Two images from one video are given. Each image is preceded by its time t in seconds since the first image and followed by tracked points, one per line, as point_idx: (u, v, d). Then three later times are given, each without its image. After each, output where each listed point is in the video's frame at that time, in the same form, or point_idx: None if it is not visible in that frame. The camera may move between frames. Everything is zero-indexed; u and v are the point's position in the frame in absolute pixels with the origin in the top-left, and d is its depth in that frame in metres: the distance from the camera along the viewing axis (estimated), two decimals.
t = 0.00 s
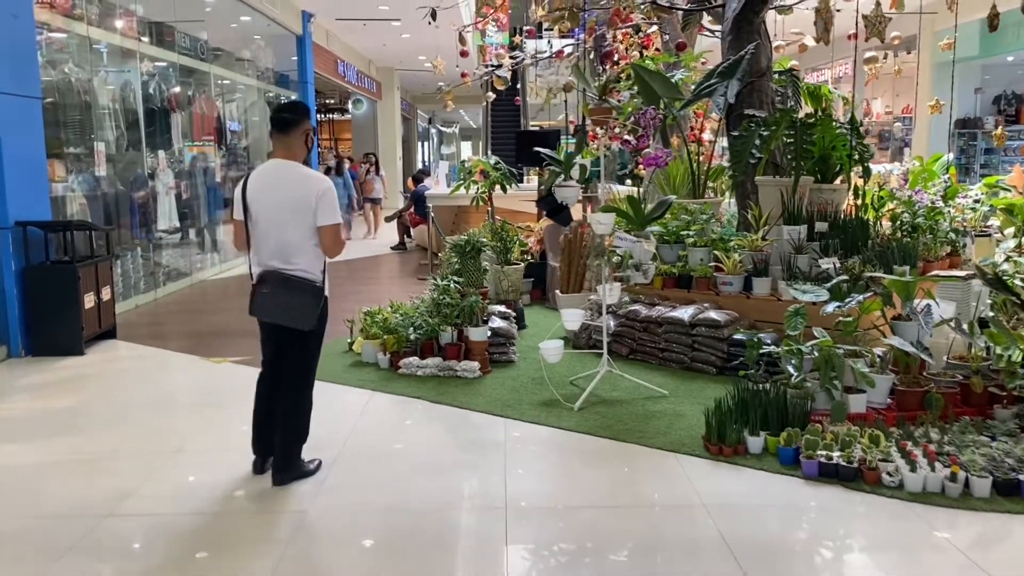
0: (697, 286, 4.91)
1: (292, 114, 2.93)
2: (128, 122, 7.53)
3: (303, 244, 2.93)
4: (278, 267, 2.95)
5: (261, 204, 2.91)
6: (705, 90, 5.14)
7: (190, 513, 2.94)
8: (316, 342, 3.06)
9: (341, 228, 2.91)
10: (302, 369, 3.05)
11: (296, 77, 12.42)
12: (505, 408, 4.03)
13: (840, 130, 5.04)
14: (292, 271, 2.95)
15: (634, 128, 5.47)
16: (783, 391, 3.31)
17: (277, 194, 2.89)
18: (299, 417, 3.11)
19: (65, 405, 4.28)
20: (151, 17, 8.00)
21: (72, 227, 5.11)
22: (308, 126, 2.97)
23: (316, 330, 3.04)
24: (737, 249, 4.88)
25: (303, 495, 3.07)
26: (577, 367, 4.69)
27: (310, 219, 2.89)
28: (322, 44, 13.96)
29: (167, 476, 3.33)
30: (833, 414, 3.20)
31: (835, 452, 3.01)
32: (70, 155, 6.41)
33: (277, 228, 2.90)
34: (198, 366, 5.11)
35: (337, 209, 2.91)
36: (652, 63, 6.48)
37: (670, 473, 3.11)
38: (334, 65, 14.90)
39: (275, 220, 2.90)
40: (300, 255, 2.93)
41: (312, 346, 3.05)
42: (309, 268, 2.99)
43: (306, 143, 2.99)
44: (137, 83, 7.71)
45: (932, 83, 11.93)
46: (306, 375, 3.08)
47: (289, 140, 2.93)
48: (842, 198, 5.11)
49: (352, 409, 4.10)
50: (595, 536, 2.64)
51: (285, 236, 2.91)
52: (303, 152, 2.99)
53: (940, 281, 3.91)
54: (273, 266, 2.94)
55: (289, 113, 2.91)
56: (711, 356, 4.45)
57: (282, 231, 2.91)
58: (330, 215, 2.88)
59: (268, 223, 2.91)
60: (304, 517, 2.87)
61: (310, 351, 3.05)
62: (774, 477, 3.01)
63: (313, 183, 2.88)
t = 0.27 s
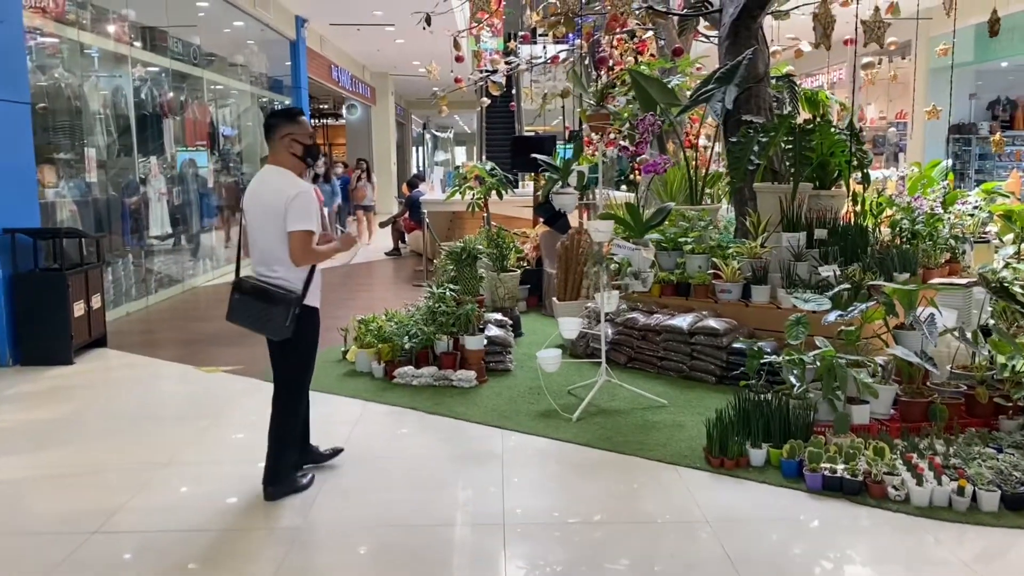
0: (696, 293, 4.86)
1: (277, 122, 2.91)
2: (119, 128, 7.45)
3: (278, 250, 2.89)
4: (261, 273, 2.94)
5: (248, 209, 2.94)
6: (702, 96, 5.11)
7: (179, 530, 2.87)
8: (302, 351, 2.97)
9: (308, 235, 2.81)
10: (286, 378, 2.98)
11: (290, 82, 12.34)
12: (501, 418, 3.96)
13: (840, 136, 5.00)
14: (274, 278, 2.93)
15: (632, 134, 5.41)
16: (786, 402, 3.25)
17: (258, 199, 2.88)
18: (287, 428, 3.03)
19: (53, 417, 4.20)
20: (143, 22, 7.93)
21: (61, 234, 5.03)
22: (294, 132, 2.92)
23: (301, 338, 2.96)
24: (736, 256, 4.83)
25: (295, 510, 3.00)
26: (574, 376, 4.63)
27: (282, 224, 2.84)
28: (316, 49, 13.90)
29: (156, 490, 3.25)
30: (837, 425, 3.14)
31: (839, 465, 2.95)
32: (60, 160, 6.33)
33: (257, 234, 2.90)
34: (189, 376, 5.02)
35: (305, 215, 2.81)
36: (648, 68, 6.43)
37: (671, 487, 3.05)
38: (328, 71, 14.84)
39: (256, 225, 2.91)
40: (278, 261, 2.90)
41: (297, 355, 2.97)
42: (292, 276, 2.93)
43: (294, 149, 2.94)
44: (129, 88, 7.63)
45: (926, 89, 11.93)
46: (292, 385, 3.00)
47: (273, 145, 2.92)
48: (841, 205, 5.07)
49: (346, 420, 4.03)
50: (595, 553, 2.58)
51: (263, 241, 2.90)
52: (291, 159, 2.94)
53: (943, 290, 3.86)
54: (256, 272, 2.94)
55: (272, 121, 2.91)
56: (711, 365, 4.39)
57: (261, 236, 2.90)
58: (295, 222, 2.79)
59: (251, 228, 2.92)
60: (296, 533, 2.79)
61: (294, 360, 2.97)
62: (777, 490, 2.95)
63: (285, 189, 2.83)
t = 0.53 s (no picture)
0: (690, 299, 4.81)
1: (263, 127, 2.88)
2: (107, 132, 7.37)
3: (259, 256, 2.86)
4: (253, 278, 2.94)
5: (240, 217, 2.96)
6: (696, 100, 5.08)
7: (165, 543, 2.80)
8: (288, 357, 2.91)
9: (276, 239, 2.73)
10: (271, 384, 2.92)
11: (280, 87, 12.25)
12: (495, 426, 3.91)
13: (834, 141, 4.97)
14: (262, 284, 2.92)
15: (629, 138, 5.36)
16: (783, 409, 3.21)
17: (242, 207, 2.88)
18: (274, 436, 2.95)
19: (39, 426, 4.12)
20: (132, 26, 7.85)
21: (48, 240, 4.95)
22: (278, 136, 2.88)
23: (287, 344, 2.90)
24: (731, 262, 4.80)
25: (285, 521, 2.93)
26: (569, 383, 4.58)
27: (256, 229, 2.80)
28: (307, 54, 13.84)
29: (143, 501, 3.18)
30: (834, 432, 3.10)
31: (837, 473, 2.91)
32: (47, 166, 6.25)
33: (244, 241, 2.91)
34: (178, 383, 4.95)
35: (275, 219, 2.74)
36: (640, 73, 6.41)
37: (668, 496, 3.00)
38: (318, 75, 14.78)
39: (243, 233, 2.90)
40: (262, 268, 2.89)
41: (283, 361, 2.91)
42: (277, 281, 2.90)
43: (279, 155, 2.91)
44: (117, 93, 7.55)
45: (917, 94, 11.97)
46: (279, 391, 2.93)
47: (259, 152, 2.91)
48: (835, 210, 5.04)
49: (337, 429, 3.96)
50: (592, 565, 2.52)
51: (247, 248, 2.89)
52: (278, 164, 2.90)
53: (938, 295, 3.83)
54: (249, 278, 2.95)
55: (257, 127, 2.89)
56: (706, 371, 4.35)
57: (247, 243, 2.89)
58: (264, 226, 2.74)
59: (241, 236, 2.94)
60: (286, 546, 2.73)
61: (280, 366, 2.91)
62: (775, 500, 2.90)
63: (259, 193, 2.79)
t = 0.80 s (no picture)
0: (684, 305, 4.81)
1: (262, 131, 2.87)
2: (97, 137, 7.31)
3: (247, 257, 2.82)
4: (249, 283, 2.93)
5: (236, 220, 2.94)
6: (689, 105, 5.07)
7: (154, 553, 2.75)
8: (276, 362, 2.86)
9: (262, 237, 2.69)
10: (259, 389, 2.88)
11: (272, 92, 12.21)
12: (489, 434, 3.87)
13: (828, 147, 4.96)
14: (255, 289, 2.91)
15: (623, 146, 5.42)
16: (779, 416, 3.19)
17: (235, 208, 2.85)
18: (263, 444, 2.90)
19: (26, 434, 4.06)
20: (122, 31, 7.80)
21: (36, 246, 4.90)
22: (275, 140, 2.87)
23: (274, 348, 2.85)
24: (724, 267, 4.79)
25: (276, 530, 2.89)
26: (563, 389, 4.56)
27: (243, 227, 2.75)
28: (298, 59, 13.80)
29: (132, 510, 3.13)
30: (830, 439, 3.09)
31: (834, 480, 2.88)
32: (35, 171, 6.19)
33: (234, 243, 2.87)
34: (168, 390, 4.90)
35: (261, 217, 2.70)
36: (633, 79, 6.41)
37: (664, 503, 2.98)
38: (310, 81, 14.74)
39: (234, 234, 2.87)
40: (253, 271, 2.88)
41: (271, 366, 2.86)
42: (266, 284, 2.88)
43: (277, 158, 2.88)
44: (107, 97, 7.49)
45: (907, 100, 12.04)
46: (265, 395, 2.88)
47: (258, 154, 2.89)
48: (828, 215, 5.04)
49: (330, 436, 3.92)
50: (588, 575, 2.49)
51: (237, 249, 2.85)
52: (276, 167, 2.88)
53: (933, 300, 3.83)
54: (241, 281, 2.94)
55: (255, 130, 2.88)
56: (700, 377, 4.33)
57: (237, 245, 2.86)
58: (251, 223, 2.70)
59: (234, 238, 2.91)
60: (277, 555, 2.69)
61: (268, 370, 2.87)
62: (771, 507, 2.88)
63: (251, 193, 2.76)
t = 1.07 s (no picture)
0: (676, 310, 4.81)
1: (263, 136, 2.84)
2: (85, 141, 7.26)
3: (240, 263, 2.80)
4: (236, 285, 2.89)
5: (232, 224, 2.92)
6: (680, 111, 5.08)
7: (144, 561, 2.71)
8: (261, 365, 2.83)
9: (255, 244, 2.67)
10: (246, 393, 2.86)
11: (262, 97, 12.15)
12: (481, 440, 3.85)
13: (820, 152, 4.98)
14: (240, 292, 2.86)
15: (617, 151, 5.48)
16: (773, 422, 3.19)
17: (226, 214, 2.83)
18: (252, 449, 2.88)
19: (13, 440, 4.01)
20: (112, 35, 7.75)
21: (24, 251, 4.86)
22: (277, 145, 2.83)
23: (258, 351, 2.82)
24: (717, 272, 4.79)
25: (268, 537, 2.86)
26: (555, 395, 4.54)
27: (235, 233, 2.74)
28: (288, 64, 13.76)
29: (122, 517, 3.09)
30: (824, 445, 3.08)
31: (828, 486, 2.88)
32: (23, 175, 6.14)
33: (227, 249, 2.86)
34: (158, 396, 4.85)
35: (253, 222, 2.69)
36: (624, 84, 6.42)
37: (658, 509, 2.96)
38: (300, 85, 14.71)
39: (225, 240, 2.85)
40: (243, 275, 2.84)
41: (257, 368, 2.83)
42: (250, 287, 2.83)
43: (279, 163, 2.86)
44: (96, 101, 7.44)
45: (895, 106, 12.12)
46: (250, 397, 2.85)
47: (259, 159, 2.86)
48: (820, 220, 5.05)
49: (322, 442, 3.89)
50: None
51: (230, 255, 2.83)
52: (277, 173, 2.86)
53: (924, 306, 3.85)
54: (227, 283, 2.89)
55: (257, 135, 2.84)
56: (693, 383, 4.33)
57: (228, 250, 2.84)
58: (243, 229, 2.68)
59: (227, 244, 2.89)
60: (268, 563, 2.66)
61: (253, 372, 2.84)
62: (766, 513, 2.88)
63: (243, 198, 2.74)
